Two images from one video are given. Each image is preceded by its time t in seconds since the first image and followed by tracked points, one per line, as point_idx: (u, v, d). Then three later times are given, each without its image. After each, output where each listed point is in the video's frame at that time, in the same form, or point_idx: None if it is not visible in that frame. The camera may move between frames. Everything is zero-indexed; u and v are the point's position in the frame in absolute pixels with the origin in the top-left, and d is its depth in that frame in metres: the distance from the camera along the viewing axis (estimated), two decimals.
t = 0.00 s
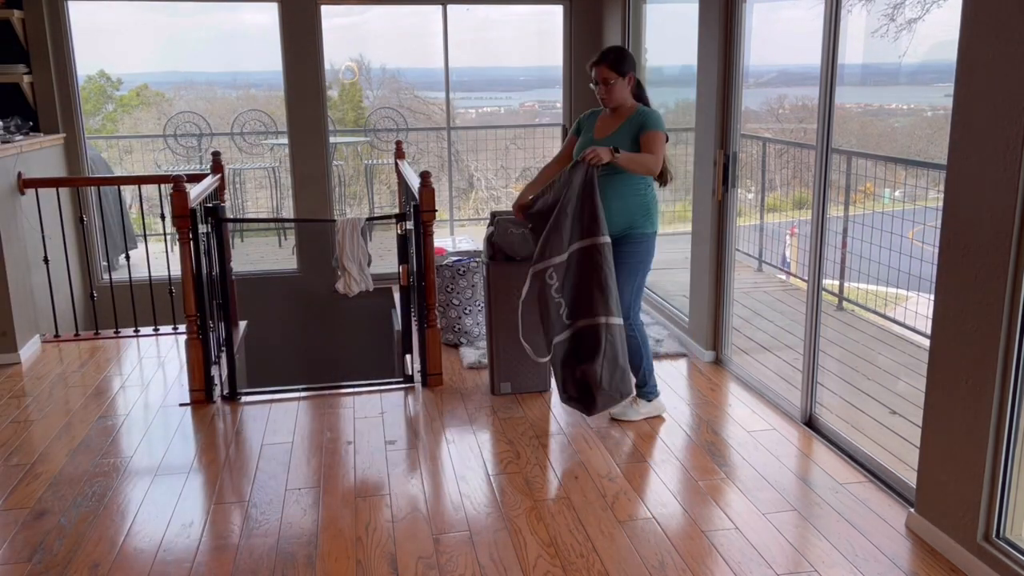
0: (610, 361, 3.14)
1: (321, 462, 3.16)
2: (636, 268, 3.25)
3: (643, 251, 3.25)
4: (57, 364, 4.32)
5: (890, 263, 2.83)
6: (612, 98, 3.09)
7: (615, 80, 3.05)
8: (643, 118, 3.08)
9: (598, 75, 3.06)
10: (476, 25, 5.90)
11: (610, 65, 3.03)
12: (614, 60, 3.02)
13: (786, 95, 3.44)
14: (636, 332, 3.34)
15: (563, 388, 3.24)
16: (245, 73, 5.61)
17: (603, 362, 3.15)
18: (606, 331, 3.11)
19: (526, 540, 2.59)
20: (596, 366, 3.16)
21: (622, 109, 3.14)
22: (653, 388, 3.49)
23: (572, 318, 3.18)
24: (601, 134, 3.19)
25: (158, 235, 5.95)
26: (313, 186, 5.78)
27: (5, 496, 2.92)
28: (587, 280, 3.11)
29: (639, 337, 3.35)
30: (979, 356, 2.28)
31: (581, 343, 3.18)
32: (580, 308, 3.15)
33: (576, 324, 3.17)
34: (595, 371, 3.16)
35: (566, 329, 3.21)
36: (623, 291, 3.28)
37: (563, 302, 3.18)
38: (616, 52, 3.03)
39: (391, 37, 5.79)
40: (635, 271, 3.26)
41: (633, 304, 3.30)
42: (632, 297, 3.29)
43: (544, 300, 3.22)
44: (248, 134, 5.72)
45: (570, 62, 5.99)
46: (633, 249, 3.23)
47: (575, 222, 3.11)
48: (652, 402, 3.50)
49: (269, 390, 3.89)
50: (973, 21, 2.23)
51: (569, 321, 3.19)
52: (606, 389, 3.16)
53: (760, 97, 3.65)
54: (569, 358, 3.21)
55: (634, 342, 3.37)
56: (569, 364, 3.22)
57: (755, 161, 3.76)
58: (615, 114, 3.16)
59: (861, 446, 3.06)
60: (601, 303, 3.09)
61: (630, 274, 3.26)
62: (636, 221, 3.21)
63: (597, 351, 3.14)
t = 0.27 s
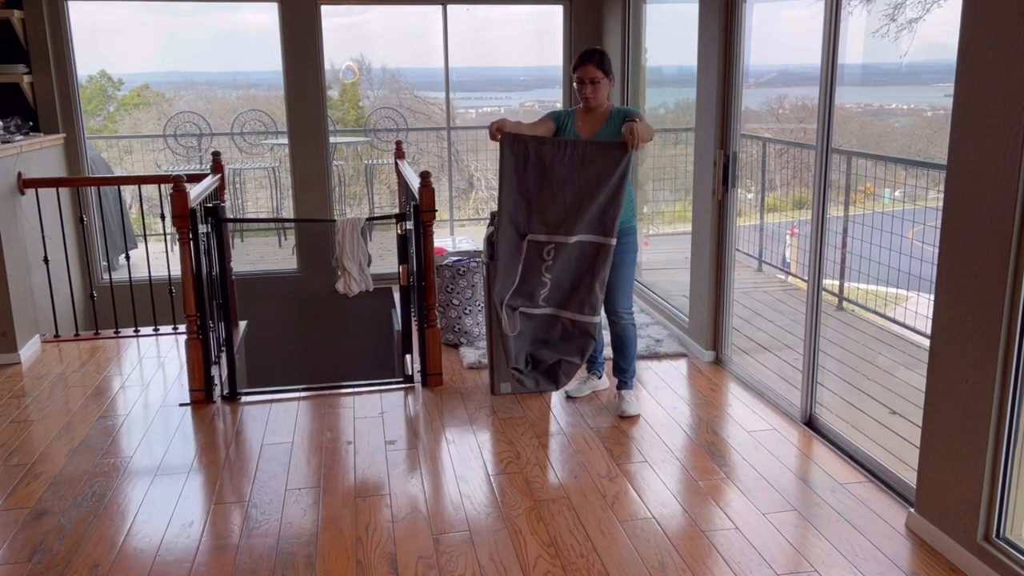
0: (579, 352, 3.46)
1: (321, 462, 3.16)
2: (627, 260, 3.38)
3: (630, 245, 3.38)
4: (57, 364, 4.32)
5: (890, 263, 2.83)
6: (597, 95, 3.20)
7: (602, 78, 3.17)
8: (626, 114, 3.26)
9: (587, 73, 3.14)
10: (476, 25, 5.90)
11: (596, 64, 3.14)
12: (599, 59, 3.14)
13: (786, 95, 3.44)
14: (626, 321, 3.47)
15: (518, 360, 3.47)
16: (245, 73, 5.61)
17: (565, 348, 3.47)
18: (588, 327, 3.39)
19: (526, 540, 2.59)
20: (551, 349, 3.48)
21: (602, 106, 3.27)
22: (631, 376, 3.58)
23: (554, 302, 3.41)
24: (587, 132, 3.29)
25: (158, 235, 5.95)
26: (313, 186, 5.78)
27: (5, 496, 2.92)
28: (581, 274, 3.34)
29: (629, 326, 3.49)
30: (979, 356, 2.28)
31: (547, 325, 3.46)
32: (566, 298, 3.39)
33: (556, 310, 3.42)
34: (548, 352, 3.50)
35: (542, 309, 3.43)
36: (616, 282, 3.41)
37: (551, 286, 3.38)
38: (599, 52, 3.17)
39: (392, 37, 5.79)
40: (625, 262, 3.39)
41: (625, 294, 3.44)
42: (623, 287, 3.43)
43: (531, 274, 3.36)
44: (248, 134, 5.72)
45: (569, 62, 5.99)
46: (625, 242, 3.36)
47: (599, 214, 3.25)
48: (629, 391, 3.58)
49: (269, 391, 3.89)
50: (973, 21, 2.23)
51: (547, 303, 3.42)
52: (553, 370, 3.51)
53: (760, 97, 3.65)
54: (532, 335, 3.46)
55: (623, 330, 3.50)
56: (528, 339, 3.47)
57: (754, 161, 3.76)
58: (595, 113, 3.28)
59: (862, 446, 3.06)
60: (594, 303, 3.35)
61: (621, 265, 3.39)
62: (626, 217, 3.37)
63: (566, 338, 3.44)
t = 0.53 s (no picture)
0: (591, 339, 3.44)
1: (321, 461, 3.16)
2: (625, 259, 3.40)
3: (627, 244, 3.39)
4: (57, 364, 4.32)
5: (889, 263, 2.83)
6: (596, 90, 3.23)
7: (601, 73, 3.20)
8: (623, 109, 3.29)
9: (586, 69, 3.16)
10: (476, 25, 5.90)
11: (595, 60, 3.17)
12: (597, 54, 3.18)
13: (786, 95, 3.44)
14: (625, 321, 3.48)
15: (538, 354, 3.38)
16: (245, 73, 5.61)
17: (576, 336, 3.44)
18: (595, 313, 3.40)
19: (526, 540, 2.59)
20: (563, 340, 3.44)
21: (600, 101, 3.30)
22: (631, 376, 3.58)
23: (559, 293, 3.39)
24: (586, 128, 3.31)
25: (158, 235, 5.95)
26: (313, 186, 5.78)
27: (5, 496, 2.92)
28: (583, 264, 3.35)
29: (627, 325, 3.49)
30: (978, 355, 2.28)
31: (555, 317, 3.42)
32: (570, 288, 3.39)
33: (561, 300, 3.41)
34: (560, 344, 3.44)
35: (548, 303, 3.40)
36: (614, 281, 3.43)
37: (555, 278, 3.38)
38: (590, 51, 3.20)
39: (392, 37, 5.79)
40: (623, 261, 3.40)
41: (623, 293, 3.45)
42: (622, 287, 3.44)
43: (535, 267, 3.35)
44: (248, 134, 5.72)
45: (569, 62, 5.99)
46: (623, 240, 3.38)
47: (596, 203, 3.29)
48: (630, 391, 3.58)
49: (270, 390, 3.89)
50: (972, 21, 2.23)
51: (552, 295, 3.40)
52: (571, 360, 3.45)
53: (760, 97, 3.65)
54: (544, 328, 3.41)
55: (622, 330, 3.50)
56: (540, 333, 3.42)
57: (754, 161, 3.76)
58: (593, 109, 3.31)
59: (862, 447, 3.06)
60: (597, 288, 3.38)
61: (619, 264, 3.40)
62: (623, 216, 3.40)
63: (574, 326, 3.43)
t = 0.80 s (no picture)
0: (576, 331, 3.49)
1: (321, 462, 3.16)
2: (624, 259, 3.38)
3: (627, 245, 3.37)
4: (57, 364, 4.32)
5: (889, 263, 2.82)
6: (593, 90, 3.22)
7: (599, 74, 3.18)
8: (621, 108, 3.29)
9: (584, 70, 3.15)
10: (476, 25, 5.90)
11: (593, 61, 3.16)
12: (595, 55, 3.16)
13: (786, 95, 3.44)
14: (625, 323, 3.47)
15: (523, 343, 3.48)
16: (245, 73, 5.61)
17: (562, 327, 3.49)
18: (583, 307, 3.42)
19: (526, 540, 2.59)
20: (550, 329, 3.51)
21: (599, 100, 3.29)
22: (630, 376, 3.58)
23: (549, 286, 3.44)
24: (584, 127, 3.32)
25: (158, 235, 5.95)
26: (313, 186, 5.78)
27: (5, 496, 2.92)
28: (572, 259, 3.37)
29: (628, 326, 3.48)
30: (979, 355, 2.28)
31: (544, 306, 3.49)
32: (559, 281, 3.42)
33: (550, 292, 3.46)
34: (548, 333, 3.52)
35: (537, 294, 3.47)
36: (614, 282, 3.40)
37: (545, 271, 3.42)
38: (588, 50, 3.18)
39: (392, 36, 5.79)
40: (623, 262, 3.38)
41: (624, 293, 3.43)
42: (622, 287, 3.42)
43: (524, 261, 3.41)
44: (248, 134, 5.73)
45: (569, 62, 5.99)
46: (622, 240, 3.36)
47: (586, 202, 3.30)
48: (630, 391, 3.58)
49: (270, 390, 3.89)
50: (973, 21, 2.23)
51: (541, 287, 3.46)
52: (556, 347, 3.54)
53: (760, 97, 3.65)
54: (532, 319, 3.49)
55: (622, 331, 3.49)
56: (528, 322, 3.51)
57: (754, 161, 3.76)
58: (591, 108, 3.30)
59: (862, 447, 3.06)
60: (587, 283, 3.38)
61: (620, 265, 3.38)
62: (623, 215, 3.38)
63: (562, 318, 3.48)
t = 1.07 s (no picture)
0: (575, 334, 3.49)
1: (321, 462, 3.16)
2: (625, 259, 3.39)
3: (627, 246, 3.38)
4: (57, 364, 4.32)
5: (890, 263, 2.82)
6: (594, 91, 3.22)
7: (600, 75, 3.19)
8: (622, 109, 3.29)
9: (586, 70, 3.16)
10: (476, 25, 5.90)
11: (595, 62, 3.16)
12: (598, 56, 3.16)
13: (785, 95, 3.44)
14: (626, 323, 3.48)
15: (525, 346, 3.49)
16: (245, 73, 5.61)
17: (566, 328, 3.49)
18: (584, 306, 3.43)
19: (526, 540, 2.59)
20: (553, 331, 3.52)
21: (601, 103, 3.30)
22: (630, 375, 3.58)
23: (550, 287, 3.45)
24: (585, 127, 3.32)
25: (158, 235, 5.95)
26: (313, 186, 5.78)
27: (5, 496, 2.92)
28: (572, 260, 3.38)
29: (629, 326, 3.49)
30: (979, 355, 2.28)
31: (546, 308, 3.50)
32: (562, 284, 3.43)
33: (552, 292, 3.46)
34: (551, 335, 3.52)
35: (538, 296, 3.47)
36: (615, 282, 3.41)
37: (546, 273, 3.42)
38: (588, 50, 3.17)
39: (392, 37, 5.79)
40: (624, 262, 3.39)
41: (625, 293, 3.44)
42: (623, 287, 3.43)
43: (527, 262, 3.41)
44: (248, 134, 5.73)
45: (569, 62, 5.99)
46: (623, 240, 3.37)
47: (588, 203, 3.30)
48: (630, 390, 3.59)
49: (270, 390, 3.89)
50: (972, 21, 2.23)
51: (543, 288, 3.46)
52: (559, 349, 3.53)
53: (760, 97, 3.65)
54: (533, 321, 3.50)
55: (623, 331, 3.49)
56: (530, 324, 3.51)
57: (754, 161, 3.76)
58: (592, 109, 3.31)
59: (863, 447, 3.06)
60: (588, 284, 3.39)
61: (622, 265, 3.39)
62: (624, 216, 3.38)
63: (564, 319, 3.48)
